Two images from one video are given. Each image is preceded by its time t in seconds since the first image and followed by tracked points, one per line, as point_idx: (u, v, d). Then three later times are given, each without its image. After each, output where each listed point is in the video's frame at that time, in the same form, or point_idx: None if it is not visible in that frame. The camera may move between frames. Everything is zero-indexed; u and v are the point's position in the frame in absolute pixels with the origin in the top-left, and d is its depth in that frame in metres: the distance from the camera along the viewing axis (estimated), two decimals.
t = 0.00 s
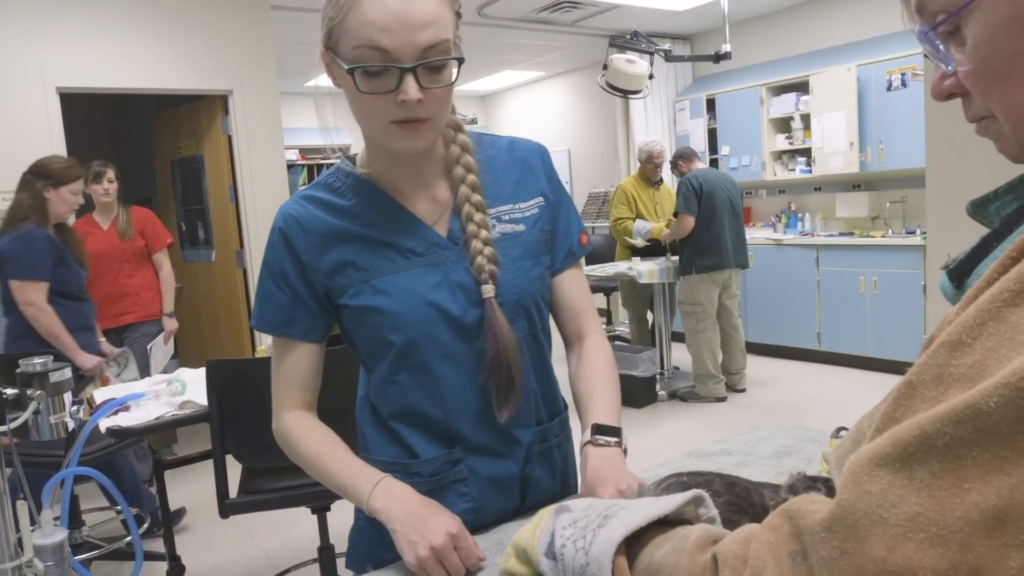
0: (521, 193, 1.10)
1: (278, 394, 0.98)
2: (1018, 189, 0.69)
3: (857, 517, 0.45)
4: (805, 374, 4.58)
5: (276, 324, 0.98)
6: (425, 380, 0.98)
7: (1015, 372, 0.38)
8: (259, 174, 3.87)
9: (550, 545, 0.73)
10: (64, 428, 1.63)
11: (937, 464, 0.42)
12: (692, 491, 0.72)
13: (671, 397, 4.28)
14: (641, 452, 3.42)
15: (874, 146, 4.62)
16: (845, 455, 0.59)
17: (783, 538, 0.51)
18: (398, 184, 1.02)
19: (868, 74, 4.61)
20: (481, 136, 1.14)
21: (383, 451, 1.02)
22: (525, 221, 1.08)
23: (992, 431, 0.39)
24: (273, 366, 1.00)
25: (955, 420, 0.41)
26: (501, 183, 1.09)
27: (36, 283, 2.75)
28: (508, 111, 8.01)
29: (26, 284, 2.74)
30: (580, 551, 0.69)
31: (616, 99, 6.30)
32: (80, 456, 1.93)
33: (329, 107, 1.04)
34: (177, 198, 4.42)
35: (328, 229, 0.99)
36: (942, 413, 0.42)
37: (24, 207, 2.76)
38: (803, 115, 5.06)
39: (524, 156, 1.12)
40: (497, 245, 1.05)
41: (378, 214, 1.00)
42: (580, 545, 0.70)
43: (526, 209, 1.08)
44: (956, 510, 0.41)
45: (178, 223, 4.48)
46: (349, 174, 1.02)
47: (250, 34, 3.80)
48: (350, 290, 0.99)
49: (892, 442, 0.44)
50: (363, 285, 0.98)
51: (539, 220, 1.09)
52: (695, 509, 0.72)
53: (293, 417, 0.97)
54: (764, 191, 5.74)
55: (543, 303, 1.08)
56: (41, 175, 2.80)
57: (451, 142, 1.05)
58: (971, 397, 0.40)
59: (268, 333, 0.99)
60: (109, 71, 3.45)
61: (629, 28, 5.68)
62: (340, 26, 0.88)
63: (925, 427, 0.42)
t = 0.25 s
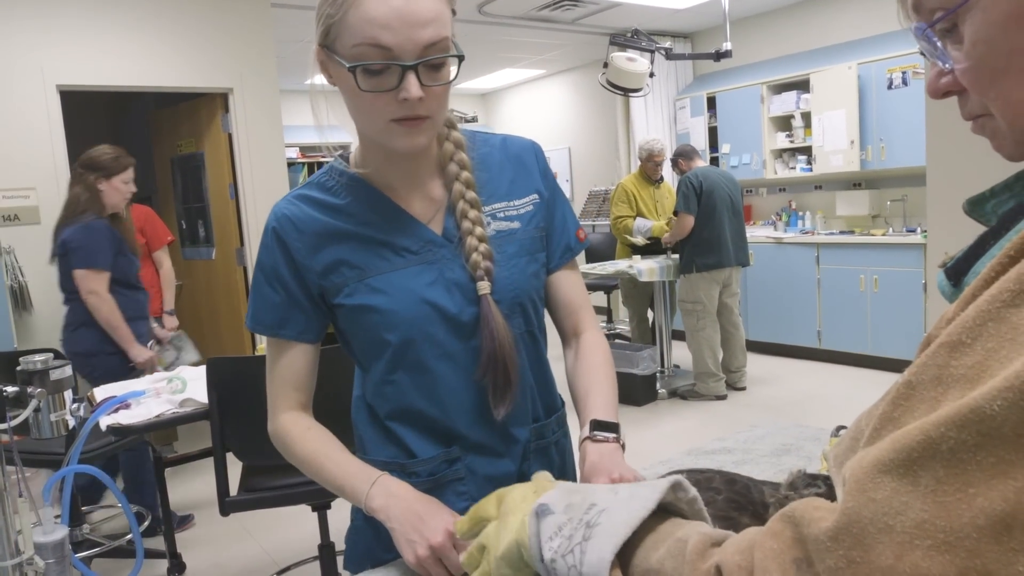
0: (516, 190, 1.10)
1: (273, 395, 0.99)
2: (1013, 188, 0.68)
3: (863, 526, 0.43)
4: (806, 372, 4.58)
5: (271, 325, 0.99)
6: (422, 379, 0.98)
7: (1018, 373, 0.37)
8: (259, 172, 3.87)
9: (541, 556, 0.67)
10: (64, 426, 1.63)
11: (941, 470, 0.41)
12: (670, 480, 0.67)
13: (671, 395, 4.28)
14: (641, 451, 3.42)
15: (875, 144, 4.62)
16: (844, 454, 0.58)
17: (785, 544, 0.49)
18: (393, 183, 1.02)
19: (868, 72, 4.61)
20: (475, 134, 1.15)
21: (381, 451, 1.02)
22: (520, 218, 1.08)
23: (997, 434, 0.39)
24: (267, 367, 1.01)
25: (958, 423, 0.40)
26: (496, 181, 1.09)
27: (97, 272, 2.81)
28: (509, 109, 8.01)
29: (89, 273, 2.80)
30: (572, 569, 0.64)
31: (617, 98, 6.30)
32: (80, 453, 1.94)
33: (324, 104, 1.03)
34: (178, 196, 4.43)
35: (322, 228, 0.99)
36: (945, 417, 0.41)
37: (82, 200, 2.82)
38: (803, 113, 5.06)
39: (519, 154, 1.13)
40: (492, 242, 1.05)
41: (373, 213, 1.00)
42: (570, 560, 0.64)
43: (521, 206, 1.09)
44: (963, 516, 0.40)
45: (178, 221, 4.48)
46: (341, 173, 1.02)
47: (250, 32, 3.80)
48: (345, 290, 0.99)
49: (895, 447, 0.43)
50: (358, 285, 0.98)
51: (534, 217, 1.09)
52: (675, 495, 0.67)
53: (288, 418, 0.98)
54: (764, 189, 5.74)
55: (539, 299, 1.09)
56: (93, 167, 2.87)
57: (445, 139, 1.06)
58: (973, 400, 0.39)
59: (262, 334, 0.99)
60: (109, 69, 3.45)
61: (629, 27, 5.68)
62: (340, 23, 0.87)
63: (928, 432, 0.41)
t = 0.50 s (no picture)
0: (511, 188, 1.11)
1: (269, 396, 0.98)
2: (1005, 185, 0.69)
3: (859, 525, 0.43)
4: (804, 370, 4.58)
5: (266, 326, 0.98)
6: (419, 378, 0.98)
7: (1015, 370, 0.37)
8: (257, 171, 3.87)
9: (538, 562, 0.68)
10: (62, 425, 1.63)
11: (937, 468, 0.41)
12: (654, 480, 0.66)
13: (670, 394, 4.29)
14: (639, 449, 3.42)
15: (873, 142, 4.62)
16: (839, 453, 0.58)
17: (783, 545, 0.48)
18: (390, 182, 1.02)
19: (867, 70, 4.60)
20: (468, 133, 1.15)
21: (378, 450, 1.02)
22: (515, 215, 1.08)
23: (993, 432, 0.39)
24: (262, 368, 1.00)
25: (955, 421, 0.40)
26: (491, 179, 1.10)
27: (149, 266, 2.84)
28: (507, 107, 8.01)
29: (144, 266, 2.84)
30: None
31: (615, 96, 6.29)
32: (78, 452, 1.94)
33: (324, 103, 1.03)
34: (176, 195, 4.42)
35: (318, 228, 0.99)
36: (942, 414, 0.41)
37: (136, 196, 2.87)
38: (802, 112, 5.06)
39: (513, 152, 1.13)
40: (488, 240, 1.05)
41: (370, 212, 1.00)
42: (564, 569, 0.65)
43: (516, 204, 1.09)
44: (959, 514, 0.40)
45: (176, 220, 4.47)
46: (335, 172, 1.02)
47: (248, 30, 3.79)
48: (341, 289, 0.98)
49: (892, 445, 0.43)
50: (354, 284, 0.98)
51: (529, 215, 1.10)
52: (663, 492, 0.67)
53: (285, 419, 0.97)
54: (763, 187, 5.74)
55: (534, 295, 1.09)
56: (142, 164, 2.90)
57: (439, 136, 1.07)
58: (970, 398, 0.40)
59: (258, 335, 0.99)
60: (107, 67, 3.44)
61: (628, 25, 5.67)
62: (350, 24, 0.86)
63: (923, 430, 0.41)
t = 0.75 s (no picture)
0: (510, 184, 1.11)
1: (273, 396, 0.97)
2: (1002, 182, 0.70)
3: (851, 524, 0.43)
4: (803, 369, 4.59)
5: (268, 324, 0.97)
6: (421, 375, 0.99)
7: (1005, 368, 0.38)
8: (256, 169, 3.86)
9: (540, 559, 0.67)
10: (61, 423, 1.63)
11: (928, 467, 0.41)
12: (655, 480, 0.66)
13: (669, 392, 4.29)
14: (638, 447, 3.43)
15: (873, 141, 4.63)
16: (834, 451, 0.59)
17: (776, 545, 0.49)
18: (390, 181, 1.01)
19: (866, 69, 4.61)
20: (467, 130, 1.15)
21: (378, 448, 1.02)
22: (514, 213, 1.09)
23: (982, 429, 0.39)
24: (263, 369, 0.98)
25: (945, 420, 0.40)
26: (490, 176, 1.10)
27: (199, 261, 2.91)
28: (506, 106, 8.00)
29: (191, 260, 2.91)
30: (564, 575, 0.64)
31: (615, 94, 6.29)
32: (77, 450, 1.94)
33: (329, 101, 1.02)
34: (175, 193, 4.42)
35: (318, 226, 0.99)
36: (932, 412, 0.41)
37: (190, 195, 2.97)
38: (801, 110, 5.06)
39: (511, 149, 1.14)
40: (488, 237, 1.06)
41: (370, 209, 1.00)
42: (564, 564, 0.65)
43: (515, 201, 1.09)
44: (950, 512, 0.40)
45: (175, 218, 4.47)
46: (333, 170, 1.02)
47: (248, 28, 3.78)
48: (341, 287, 0.98)
49: (883, 444, 0.43)
50: (354, 282, 0.98)
51: (528, 212, 1.10)
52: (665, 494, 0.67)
53: (290, 420, 0.96)
54: (762, 186, 5.74)
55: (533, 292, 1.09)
56: (196, 164, 2.98)
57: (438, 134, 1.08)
58: (960, 396, 0.40)
59: (260, 334, 0.97)
60: (106, 65, 3.44)
61: (627, 23, 5.67)
62: (357, 25, 0.86)
63: (914, 428, 0.41)
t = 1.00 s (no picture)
0: (508, 177, 1.11)
1: (284, 390, 0.94)
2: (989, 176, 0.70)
3: (845, 532, 0.44)
4: (802, 363, 4.59)
5: (274, 315, 0.95)
6: (421, 367, 0.98)
7: (990, 368, 0.38)
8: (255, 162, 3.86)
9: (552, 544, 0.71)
10: (61, 418, 1.63)
11: (920, 470, 0.41)
12: (691, 493, 0.66)
13: (668, 386, 4.29)
14: (638, 441, 3.43)
15: (872, 135, 4.62)
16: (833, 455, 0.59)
17: (776, 556, 0.49)
18: (390, 173, 1.01)
19: (866, 62, 4.59)
20: (464, 123, 1.14)
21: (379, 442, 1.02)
22: (512, 205, 1.09)
23: (972, 431, 0.39)
24: (269, 363, 0.96)
25: (935, 422, 0.41)
26: (487, 168, 1.10)
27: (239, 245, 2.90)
28: (505, 100, 7.99)
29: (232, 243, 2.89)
30: (579, 568, 0.66)
31: (614, 88, 6.28)
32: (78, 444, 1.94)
33: (330, 93, 1.00)
34: (174, 188, 4.41)
35: (317, 218, 0.98)
36: (922, 416, 0.41)
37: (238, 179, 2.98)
38: (801, 104, 5.05)
39: (508, 141, 1.14)
40: (486, 229, 1.06)
41: (369, 201, 1.00)
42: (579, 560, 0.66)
43: (513, 193, 1.09)
44: (944, 515, 0.40)
45: (174, 213, 4.46)
46: (332, 161, 1.01)
47: (246, 22, 3.77)
48: (341, 280, 0.98)
49: (875, 449, 0.43)
50: (354, 275, 0.97)
51: (525, 204, 1.10)
52: (694, 510, 0.67)
53: (301, 415, 0.93)
54: (761, 180, 5.73)
55: (531, 285, 1.09)
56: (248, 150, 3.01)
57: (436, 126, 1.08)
58: (949, 397, 0.40)
59: (264, 325, 0.95)
60: (104, 59, 3.43)
61: (627, 17, 5.65)
62: (362, 19, 0.86)
63: (905, 432, 0.42)
